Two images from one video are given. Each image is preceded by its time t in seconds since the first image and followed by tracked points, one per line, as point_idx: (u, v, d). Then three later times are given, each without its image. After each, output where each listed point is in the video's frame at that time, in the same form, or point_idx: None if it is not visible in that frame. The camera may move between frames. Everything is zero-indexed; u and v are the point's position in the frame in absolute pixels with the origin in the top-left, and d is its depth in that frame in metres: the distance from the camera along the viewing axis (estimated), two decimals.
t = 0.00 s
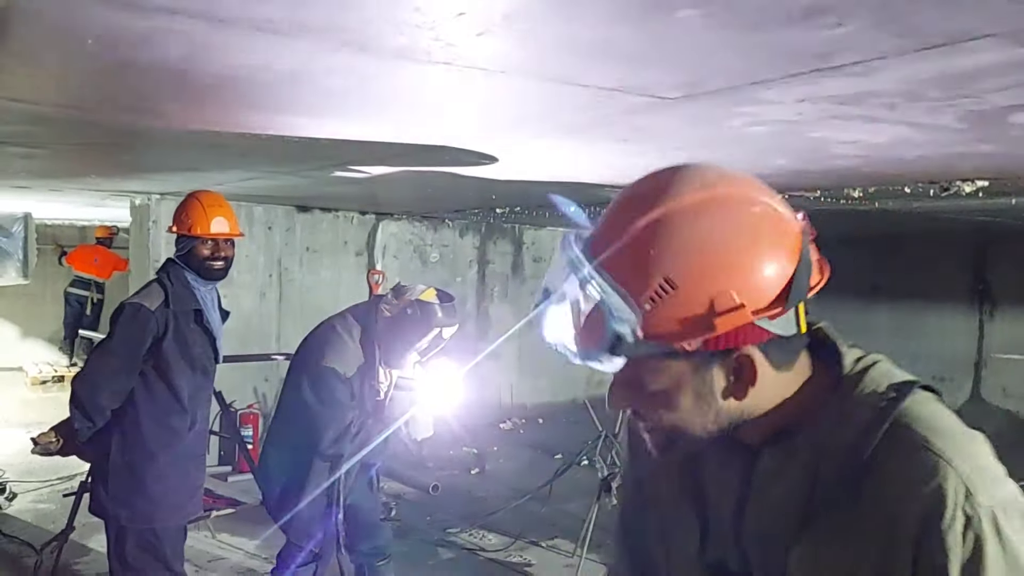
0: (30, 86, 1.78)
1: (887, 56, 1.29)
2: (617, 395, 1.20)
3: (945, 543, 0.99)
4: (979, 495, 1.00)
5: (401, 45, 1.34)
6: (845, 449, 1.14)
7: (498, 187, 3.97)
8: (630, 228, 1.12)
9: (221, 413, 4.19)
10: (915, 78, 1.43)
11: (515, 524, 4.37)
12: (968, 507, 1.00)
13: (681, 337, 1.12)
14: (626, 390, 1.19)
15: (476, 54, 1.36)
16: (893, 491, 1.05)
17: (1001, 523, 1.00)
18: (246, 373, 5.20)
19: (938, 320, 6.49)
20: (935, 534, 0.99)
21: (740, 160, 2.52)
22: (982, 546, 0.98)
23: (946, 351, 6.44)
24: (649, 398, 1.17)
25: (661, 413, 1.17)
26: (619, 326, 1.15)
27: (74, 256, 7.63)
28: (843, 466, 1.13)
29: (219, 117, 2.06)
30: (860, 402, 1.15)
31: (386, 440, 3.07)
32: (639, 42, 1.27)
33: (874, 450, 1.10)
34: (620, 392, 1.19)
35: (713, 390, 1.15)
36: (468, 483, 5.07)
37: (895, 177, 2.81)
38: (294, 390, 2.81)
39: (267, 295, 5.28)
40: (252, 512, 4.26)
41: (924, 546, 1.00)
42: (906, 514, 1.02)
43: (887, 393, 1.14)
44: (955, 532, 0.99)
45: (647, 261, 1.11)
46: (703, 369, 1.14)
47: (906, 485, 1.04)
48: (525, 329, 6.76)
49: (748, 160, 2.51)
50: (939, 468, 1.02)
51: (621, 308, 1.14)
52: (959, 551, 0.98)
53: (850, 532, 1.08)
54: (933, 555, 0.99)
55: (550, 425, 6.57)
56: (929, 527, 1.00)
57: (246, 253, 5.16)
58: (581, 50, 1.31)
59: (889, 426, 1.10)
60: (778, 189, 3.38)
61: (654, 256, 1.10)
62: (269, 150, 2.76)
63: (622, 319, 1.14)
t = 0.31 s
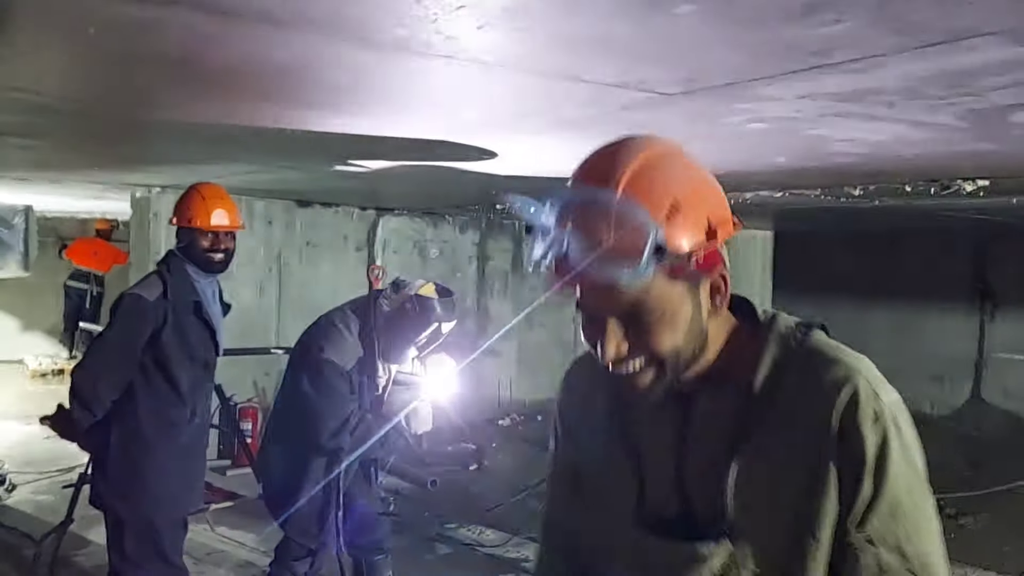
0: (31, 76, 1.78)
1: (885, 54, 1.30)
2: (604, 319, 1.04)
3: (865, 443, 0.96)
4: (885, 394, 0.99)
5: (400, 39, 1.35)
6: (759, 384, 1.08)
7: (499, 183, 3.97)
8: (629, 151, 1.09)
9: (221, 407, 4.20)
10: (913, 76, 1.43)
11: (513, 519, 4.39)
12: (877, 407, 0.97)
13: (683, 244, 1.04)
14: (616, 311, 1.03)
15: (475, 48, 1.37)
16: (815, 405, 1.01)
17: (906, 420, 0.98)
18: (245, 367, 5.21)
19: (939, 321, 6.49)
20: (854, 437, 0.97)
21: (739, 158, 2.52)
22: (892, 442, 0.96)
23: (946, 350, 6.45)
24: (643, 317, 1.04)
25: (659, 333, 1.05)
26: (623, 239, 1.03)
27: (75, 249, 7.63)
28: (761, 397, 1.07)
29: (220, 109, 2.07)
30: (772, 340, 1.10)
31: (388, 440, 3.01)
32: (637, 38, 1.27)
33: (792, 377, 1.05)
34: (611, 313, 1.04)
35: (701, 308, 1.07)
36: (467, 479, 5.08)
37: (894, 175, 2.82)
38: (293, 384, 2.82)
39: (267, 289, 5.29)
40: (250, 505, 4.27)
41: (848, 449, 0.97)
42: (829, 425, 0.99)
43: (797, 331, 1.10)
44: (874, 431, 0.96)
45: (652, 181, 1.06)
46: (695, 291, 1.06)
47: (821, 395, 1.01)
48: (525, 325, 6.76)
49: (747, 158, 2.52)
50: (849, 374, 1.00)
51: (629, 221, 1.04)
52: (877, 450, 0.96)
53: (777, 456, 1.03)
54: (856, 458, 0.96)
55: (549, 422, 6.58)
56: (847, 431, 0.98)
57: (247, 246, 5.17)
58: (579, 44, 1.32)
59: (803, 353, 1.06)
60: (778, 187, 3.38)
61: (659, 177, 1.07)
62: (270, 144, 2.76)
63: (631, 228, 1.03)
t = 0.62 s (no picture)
0: (28, 68, 1.77)
1: (890, 49, 1.29)
2: (643, 218, 1.14)
3: (839, 407, 1.03)
4: (857, 365, 1.06)
5: (401, 31, 1.34)
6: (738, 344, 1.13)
7: (499, 179, 3.96)
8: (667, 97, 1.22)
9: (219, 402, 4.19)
10: (917, 72, 1.43)
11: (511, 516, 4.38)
12: (852, 376, 1.05)
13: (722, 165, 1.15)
14: (657, 211, 1.13)
15: (476, 41, 1.36)
16: (794, 367, 1.07)
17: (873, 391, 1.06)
18: (244, 361, 5.20)
19: (939, 321, 6.48)
20: (830, 399, 1.04)
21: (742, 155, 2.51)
22: (862, 410, 1.03)
23: (946, 350, 6.44)
24: (680, 219, 1.13)
25: (691, 238, 1.12)
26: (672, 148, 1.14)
27: (74, 243, 7.61)
28: (737, 356, 1.12)
29: (219, 102, 2.06)
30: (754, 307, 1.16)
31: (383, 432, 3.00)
32: (641, 32, 1.27)
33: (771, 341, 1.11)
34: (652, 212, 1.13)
35: (724, 238, 1.16)
36: (465, 475, 5.06)
37: (897, 172, 2.80)
38: (291, 378, 2.82)
39: (266, 284, 5.27)
40: (248, 499, 4.27)
41: (822, 410, 1.04)
42: (807, 384, 1.06)
43: (777, 306, 1.16)
44: (848, 396, 1.03)
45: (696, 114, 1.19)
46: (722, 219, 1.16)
47: (800, 359, 1.07)
48: (524, 322, 6.75)
49: (750, 155, 2.50)
50: (827, 342, 1.07)
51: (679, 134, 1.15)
52: (850, 416, 1.03)
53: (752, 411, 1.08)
54: (830, 420, 1.04)
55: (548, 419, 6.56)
56: (824, 393, 1.05)
57: (246, 241, 5.16)
58: (582, 38, 1.31)
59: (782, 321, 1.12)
60: (780, 185, 3.37)
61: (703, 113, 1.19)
62: (270, 138, 2.75)
63: (679, 140, 1.14)
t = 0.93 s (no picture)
0: (23, 73, 1.77)
1: (883, 58, 1.29)
2: (666, 203, 1.08)
3: (822, 416, 0.95)
4: (854, 375, 0.97)
5: (394, 38, 1.34)
6: (733, 344, 1.08)
7: (496, 181, 3.96)
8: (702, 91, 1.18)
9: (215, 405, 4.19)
10: (911, 80, 1.43)
11: (508, 519, 4.38)
12: (844, 384, 0.96)
13: (752, 165, 1.09)
14: (680, 198, 1.08)
15: (471, 49, 1.36)
16: (781, 370, 1.00)
17: (872, 407, 0.96)
18: (241, 363, 5.20)
19: (938, 323, 6.49)
20: (813, 407, 0.95)
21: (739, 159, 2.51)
22: (851, 424, 0.94)
23: (944, 353, 6.45)
24: (702, 211, 1.07)
25: (711, 232, 1.07)
26: (704, 138, 1.08)
27: (72, 243, 7.60)
28: (729, 354, 1.07)
29: (214, 106, 2.05)
30: (758, 312, 1.10)
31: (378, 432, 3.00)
32: (632, 40, 1.27)
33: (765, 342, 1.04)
34: (675, 197, 1.08)
35: (744, 242, 1.10)
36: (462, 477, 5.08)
37: (894, 177, 2.81)
38: (285, 376, 2.83)
39: (264, 285, 5.27)
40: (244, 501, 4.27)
41: (805, 419, 0.96)
42: (792, 386, 0.98)
43: (779, 314, 1.09)
44: (834, 406, 0.95)
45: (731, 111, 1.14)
46: (746, 219, 1.10)
47: (789, 363, 1.00)
48: (523, 324, 6.75)
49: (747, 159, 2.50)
50: (823, 347, 0.99)
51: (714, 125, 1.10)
52: (835, 429, 0.94)
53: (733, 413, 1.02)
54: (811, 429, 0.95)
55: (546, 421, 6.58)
56: (808, 399, 0.96)
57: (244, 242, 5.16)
58: (574, 46, 1.31)
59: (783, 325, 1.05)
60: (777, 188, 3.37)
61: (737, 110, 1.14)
62: (267, 141, 2.75)
63: (713, 131, 1.08)
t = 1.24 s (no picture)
0: (18, 75, 1.76)
1: (878, 61, 1.29)
2: (683, 212, 1.08)
3: (851, 471, 0.91)
4: (896, 429, 0.92)
5: (390, 41, 1.33)
6: (759, 375, 1.06)
7: (495, 183, 3.95)
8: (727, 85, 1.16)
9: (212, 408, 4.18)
10: (906, 83, 1.42)
11: (505, 521, 4.38)
12: (883, 437, 0.91)
13: (779, 169, 1.07)
14: (697, 206, 1.07)
15: (467, 52, 1.36)
16: (811, 414, 0.97)
17: (915, 465, 0.91)
18: (238, 365, 5.19)
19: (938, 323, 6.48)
20: (842, 459, 0.92)
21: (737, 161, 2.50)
22: (888, 483, 0.89)
23: (944, 353, 6.44)
24: (722, 221, 1.06)
25: (734, 244, 1.06)
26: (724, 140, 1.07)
27: (69, 245, 7.57)
28: (753, 387, 1.06)
29: (210, 109, 2.05)
30: (791, 343, 1.07)
31: (376, 431, 2.98)
32: (629, 43, 1.26)
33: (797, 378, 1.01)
34: (690, 205, 1.07)
35: (772, 254, 1.09)
36: (459, 479, 5.07)
37: (893, 179, 2.80)
38: (283, 374, 2.86)
39: (261, 286, 5.26)
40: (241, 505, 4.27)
41: (829, 472, 0.92)
42: (823, 430, 0.95)
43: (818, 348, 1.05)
44: (866, 463, 0.91)
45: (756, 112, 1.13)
46: (772, 229, 1.08)
47: (823, 408, 0.96)
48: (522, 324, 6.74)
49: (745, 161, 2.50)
50: (864, 394, 0.95)
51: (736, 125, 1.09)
52: (863, 486, 0.90)
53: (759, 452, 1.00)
54: (835, 485, 0.91)
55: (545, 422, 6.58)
56: (838, 451, 0.92)
57: (241, 244, 5.15)
58: (569, 49, 1.30)
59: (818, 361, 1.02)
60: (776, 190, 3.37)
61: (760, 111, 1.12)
62: (263, 143, 2.74)
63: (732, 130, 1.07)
